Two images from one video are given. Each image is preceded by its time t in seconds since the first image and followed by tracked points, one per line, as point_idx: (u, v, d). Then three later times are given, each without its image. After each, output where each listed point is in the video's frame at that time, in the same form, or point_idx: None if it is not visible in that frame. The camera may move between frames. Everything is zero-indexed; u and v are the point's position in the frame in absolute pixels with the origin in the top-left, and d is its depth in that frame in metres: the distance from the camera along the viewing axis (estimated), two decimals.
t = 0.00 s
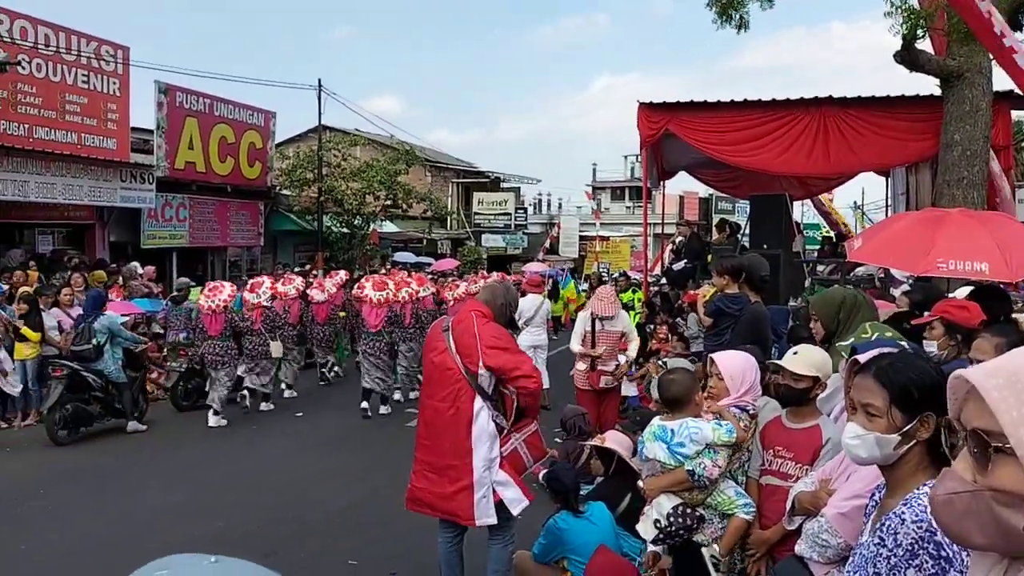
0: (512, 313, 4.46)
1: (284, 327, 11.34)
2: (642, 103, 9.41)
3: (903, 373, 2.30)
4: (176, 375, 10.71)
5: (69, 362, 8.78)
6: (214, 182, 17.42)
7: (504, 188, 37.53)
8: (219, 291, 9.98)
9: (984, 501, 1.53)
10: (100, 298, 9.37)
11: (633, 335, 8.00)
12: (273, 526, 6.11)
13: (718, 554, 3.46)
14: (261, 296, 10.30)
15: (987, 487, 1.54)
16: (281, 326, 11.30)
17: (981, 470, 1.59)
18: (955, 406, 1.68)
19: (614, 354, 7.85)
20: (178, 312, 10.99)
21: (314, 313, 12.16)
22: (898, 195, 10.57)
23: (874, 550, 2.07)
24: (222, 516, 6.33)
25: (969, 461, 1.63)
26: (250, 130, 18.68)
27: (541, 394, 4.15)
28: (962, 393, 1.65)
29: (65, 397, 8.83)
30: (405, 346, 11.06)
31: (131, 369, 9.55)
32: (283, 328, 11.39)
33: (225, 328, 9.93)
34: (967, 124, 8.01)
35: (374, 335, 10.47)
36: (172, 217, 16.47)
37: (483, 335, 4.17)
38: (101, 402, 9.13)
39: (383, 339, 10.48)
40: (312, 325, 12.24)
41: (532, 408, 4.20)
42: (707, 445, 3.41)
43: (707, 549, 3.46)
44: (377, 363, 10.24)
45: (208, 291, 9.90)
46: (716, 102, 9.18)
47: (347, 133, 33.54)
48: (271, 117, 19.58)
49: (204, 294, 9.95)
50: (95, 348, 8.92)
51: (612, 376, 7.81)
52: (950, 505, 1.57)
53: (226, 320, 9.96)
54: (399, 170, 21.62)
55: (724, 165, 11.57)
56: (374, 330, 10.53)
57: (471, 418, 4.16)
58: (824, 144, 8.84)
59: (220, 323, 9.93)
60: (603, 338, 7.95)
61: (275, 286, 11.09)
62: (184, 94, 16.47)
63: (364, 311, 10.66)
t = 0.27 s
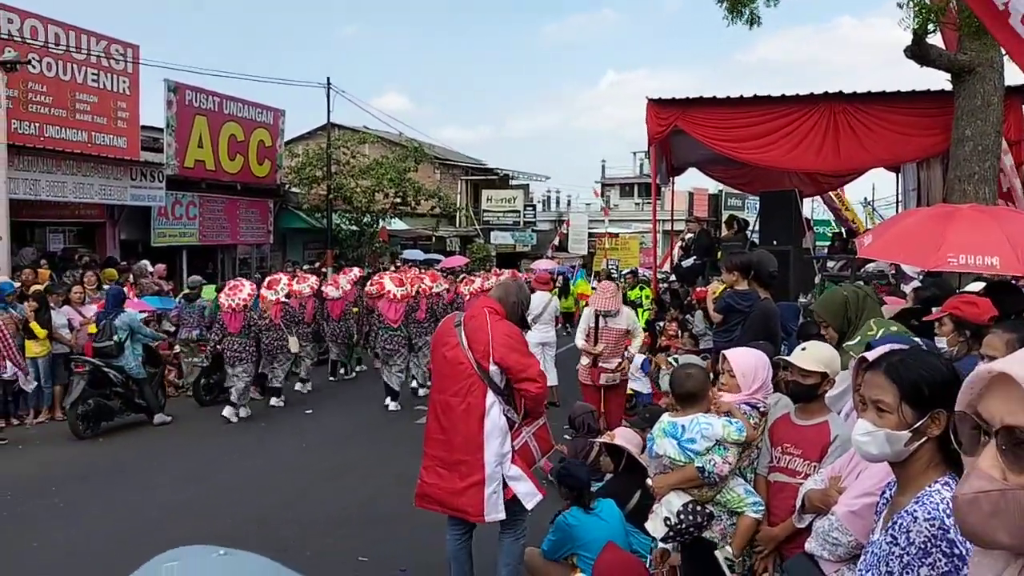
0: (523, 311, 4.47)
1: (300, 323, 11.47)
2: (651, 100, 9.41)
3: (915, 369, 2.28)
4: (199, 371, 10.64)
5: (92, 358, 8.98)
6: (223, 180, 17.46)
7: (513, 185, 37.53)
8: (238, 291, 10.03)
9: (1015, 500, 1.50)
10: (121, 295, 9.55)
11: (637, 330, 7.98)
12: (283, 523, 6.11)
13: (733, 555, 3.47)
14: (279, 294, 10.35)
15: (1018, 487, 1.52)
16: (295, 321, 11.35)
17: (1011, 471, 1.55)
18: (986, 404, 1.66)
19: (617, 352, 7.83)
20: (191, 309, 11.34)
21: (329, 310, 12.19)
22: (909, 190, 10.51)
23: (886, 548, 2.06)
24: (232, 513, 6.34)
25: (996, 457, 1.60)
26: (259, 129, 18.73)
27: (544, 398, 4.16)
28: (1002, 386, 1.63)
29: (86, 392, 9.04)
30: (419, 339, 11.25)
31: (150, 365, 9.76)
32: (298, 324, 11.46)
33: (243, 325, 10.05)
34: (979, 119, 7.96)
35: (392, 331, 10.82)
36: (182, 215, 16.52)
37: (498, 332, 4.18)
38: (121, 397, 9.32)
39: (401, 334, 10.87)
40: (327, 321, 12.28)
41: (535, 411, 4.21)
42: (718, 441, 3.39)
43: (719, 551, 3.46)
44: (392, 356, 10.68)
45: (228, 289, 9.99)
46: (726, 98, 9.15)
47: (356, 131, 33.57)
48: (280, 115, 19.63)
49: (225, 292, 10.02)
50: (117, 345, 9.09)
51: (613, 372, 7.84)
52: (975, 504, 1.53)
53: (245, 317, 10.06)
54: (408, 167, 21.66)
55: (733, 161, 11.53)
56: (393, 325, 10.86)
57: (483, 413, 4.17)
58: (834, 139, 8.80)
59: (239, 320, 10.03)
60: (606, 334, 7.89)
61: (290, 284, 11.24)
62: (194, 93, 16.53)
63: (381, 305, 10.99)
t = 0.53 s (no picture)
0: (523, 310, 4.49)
1: (311, 323, 11.53)
2: (655, 98, 9.41)
3: (915, 367, 2.28)
4: (217, 368, 11.01)
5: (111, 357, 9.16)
6: (230, 181, 17.51)
7: (518, 184, 37.53)
8: (254, 289, 10.26)
9: (1017, 499, 1.49)
10: (140, 297, 9.87)
11: (625, 330, 8.09)
12: (289, 522, 6.13)
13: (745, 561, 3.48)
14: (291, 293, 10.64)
15: (1020, 486, 1.51)
16: (305, 320, 11.35)
17: (1012, 471, 1.55)
18: (987, 403, 1.69)
19: (602, 352, 8.05)
20: (203, 309, 11.21)
21: (342, 309, 12.24)
22: (915, 187, 10.48)
23: (889, 547, 2.06)
24: (239, 513, 6.35)
25: (997, 457, 1.59)
26: (265, 129, 18.78)
27: (548, 395, 4.16)
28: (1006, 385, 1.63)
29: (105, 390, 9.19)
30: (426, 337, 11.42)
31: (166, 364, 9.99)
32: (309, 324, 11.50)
33: (257, 323, 10.25)
34: (985, 115, 7.93)
35: (402, 329, 11.04)
36: (189, 215, 16.57)
37: (502, 331, 4.19)
38: (139, 396, 9.43)
39: (410, 332, 11.08)
40: (339, 320, 12.29)
41: (541, 410, 4.24)
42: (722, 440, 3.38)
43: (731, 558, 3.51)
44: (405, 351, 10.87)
45: (245, 288, 10.22)
46: (729, 95, 9.14)
47: (362, 130, 33.61)
48: (286, 116, 19.68)
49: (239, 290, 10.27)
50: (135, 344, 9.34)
51: (602, 372, 8.03)
52: (976, 504, 1.52)
53: (259, 315, 10.26)
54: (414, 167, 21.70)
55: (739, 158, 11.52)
56: (401, 323, 11.09)
57: (491, 412, 4.18)
58: (839, 136, 8.78)
59: (254, 318, 10.23)
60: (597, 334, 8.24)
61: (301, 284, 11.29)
62: (200, 94, 16.59)
63: (390, 304, 11.20)
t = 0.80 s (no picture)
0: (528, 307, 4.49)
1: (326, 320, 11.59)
2: (661, 95, 9.40)
3: (916, 364, 2.28)
4: (235, 366, 11.09)
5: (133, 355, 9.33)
6: (238, 180, 17.56)
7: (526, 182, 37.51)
8: (271, 289, 10.44)
9: (1015, 498, 1.50)
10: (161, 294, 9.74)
11: (597, 327, 8.08)
12: (297, 520, 6.15)
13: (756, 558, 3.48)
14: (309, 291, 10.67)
15: (1019, 485, 1.51)
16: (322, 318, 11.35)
17: (1011, 469, 1.55)
18: (986, 402, 1.68)
19: (577, 351, 8.12)
20: (219, 309, 11.31)
21: (354, 307, 12.30)
22: (924, 183, 10.44)
23: (893, 544, 2.06)
24: (248, 511, 6.38)
25: (997, 456, 1.59)
26: (273, 129, 18.82)
27: (555, 393, 4.16)
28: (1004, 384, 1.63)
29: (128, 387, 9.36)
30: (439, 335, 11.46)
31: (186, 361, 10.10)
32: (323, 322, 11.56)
33: (276, 321, 10.39)
34: (994, 110, 7.89)
35: (414, 326, 11.07)
36: (197, 215, 16.63)
37: (505, 329, 4.19)
38: (160, 393, 9.62)
39: (422, 329, 11.07)
40: (352, 318, 12.34)
41: (547, 407, 4.23)
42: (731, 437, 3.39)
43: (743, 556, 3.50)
44: (417, 349, 10.88)
45: (263, 288, 10.39)
46: (735, 92, 9.12)
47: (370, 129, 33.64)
48: (294, 115, 19.72)
49: (259, 290, 10.44)
50: (155, 342, 9.52)
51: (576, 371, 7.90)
52: (975, 502, 1.53)
53: (278, 314, 10.39)
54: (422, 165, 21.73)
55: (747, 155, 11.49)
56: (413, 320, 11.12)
57: (495, 411, 4.19)
58: (847, 132, 8.75)
59: (273, 317, 10.37)
60: (570, 335, 8.30)
61: (320, 282, 11.33)
62: (207, 94, 16.64)
63: (401, 302, 11.23)
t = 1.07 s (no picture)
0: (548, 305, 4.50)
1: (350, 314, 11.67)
2: (675, 89, 9.38)
3: (930, 359, 2.28)
4: (259, 360, 11.03)
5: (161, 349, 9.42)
6: (253, 177, 17.66)
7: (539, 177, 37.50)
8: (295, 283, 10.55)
9: None
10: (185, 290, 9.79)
11: (586, 319, 8.35)
12: (314, 515, 6.20)
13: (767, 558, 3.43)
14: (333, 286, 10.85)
15: None
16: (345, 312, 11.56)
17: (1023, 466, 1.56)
18: (998, 400, 1.68)
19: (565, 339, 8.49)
20: (239, 304, 11.49)
21: (371, 301, 12.35)
22: (940, 175, 10.38)
23: (906, 538, 2.06)
24: (265, 506, 6.44)
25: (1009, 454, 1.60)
26: (287, 125, 18.91)
27: (574, 392, 4.16)
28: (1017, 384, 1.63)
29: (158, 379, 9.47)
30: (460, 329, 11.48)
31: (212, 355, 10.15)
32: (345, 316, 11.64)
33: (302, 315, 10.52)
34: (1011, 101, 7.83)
35: (434, 320, 11.13)
36: (213, 212, 16.74)
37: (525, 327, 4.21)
38: (188, 385, 9.73)
39: (442, 323, 11.13)
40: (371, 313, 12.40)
41: (566, 406, 4.24)
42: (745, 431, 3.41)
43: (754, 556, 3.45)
44: (436, 342, 10.93)
45: (286, 282, 10.47)
46: (750, 85, 9.09)
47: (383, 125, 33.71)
48: (308, 111, 19.80)
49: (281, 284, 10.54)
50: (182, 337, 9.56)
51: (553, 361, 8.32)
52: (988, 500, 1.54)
53: (303, 308, 10.53)
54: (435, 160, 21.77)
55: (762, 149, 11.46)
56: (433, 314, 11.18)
57: (513, 408, 4.20)
58: (863, 125, 8.70)
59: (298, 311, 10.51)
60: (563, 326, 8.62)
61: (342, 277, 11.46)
62: (222, 91, 16.74)
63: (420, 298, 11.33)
